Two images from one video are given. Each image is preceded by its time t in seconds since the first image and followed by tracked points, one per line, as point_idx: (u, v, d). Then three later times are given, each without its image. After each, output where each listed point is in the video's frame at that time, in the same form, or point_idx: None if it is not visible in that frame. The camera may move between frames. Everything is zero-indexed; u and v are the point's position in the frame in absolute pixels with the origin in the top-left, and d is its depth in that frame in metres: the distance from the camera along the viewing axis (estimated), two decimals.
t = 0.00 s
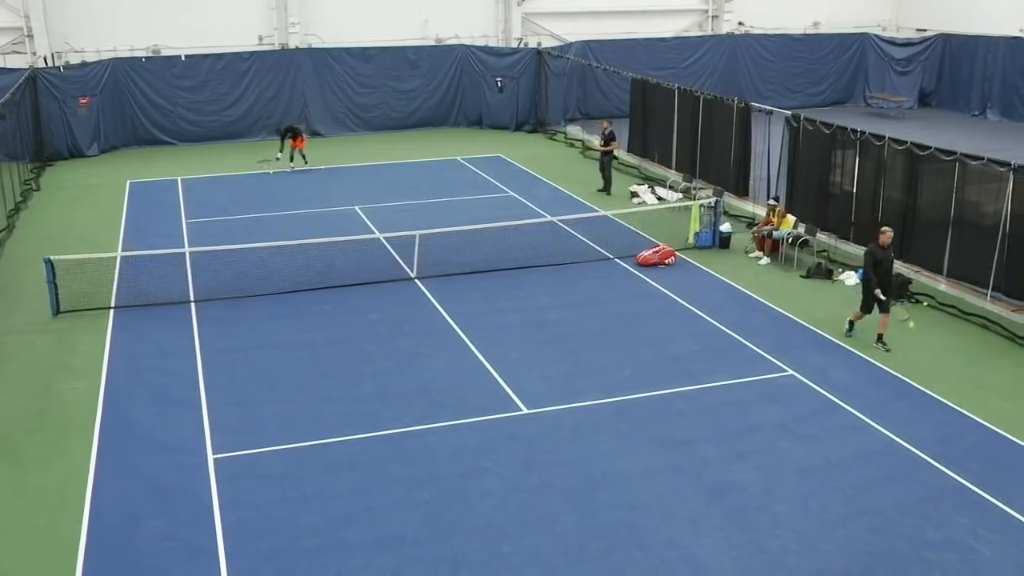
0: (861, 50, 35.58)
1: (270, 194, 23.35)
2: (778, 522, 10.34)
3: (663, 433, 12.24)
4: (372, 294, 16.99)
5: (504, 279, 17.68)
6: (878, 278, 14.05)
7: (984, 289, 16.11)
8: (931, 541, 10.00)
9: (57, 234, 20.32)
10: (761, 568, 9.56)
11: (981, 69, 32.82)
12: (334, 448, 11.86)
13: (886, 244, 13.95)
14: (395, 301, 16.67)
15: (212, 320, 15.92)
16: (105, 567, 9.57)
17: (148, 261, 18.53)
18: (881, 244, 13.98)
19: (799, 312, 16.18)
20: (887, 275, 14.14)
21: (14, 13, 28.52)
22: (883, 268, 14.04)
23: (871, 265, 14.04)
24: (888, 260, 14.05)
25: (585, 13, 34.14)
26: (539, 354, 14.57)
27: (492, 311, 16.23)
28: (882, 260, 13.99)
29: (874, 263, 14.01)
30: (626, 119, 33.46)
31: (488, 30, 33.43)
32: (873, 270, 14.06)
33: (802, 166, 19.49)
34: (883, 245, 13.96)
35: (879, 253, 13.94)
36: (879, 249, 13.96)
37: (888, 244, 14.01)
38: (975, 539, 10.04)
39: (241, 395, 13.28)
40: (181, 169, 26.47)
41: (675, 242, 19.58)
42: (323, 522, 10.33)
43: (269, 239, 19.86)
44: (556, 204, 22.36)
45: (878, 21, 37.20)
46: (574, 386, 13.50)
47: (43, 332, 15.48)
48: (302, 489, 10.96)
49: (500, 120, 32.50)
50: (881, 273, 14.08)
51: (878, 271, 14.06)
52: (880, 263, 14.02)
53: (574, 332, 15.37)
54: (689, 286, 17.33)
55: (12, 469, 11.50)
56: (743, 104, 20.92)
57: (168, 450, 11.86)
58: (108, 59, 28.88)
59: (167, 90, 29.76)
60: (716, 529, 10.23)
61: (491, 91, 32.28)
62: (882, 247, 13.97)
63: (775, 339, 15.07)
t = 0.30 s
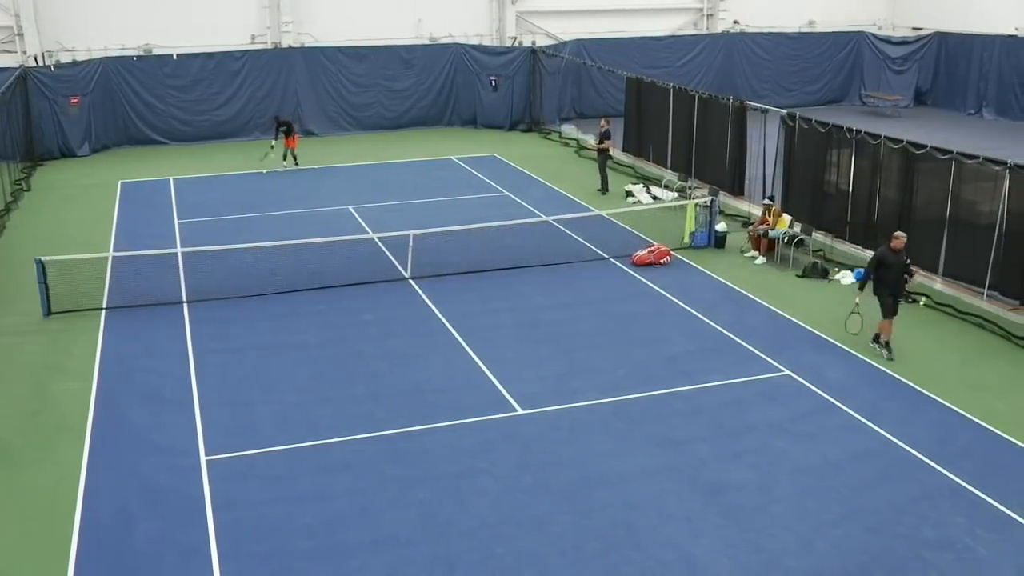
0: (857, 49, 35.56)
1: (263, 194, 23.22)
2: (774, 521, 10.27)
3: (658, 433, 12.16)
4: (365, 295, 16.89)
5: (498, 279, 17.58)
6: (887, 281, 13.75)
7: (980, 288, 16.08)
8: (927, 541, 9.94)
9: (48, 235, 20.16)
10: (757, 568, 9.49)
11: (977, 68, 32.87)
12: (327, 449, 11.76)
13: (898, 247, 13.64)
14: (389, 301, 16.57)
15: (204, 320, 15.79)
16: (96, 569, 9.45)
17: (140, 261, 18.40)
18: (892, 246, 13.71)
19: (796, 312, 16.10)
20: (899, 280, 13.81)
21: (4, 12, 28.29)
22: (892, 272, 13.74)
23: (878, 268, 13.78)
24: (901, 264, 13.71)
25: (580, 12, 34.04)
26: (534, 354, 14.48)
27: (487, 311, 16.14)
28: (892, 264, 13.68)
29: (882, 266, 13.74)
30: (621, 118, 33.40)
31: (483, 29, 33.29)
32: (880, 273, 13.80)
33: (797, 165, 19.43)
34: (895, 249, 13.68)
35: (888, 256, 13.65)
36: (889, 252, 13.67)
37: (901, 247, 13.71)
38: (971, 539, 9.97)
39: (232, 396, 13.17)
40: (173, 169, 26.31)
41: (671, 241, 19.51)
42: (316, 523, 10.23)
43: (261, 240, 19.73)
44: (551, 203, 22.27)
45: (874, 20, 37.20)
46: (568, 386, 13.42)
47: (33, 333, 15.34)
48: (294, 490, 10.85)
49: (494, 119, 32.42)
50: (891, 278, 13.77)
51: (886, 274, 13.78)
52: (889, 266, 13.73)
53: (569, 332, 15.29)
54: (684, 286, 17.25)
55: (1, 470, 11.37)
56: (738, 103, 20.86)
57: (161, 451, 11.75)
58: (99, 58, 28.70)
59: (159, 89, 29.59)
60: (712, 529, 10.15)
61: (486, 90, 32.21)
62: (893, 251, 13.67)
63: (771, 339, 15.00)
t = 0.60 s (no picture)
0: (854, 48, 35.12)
1: (255, 194, 23.02)
2: (772, 522, 10.11)
3: (654, 433, 12.00)
4: (358, 295, 16.70)
5: (493, 279, 17.40)
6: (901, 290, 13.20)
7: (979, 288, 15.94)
8: (927, 541, 9.79)
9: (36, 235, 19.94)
10: (756, 570, 9.33)
11: (976, 66, 32.82)
12: (319, 450, 11.58)
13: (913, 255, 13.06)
14: (383, 301, 16.39)
15: (195, 321, 15.60)
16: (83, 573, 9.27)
17: (130, 262, 18.19)
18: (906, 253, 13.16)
19: (795, 313, 15.91)
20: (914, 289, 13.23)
21: None
22: (907, 280, 13.17)
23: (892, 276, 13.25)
24: (915, 272, 13.13)
25: (576, 10, 33.87)
26: (529, 354, 14.31)
27: (482, 311, 15.97)
28: (906, 272, 13.13)
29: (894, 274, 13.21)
30: (617, 116, 33.28)
31: (477, 26, 33.12)
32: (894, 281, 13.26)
33: (794, 163, 19.28)
34: (908, 257, 13.12)
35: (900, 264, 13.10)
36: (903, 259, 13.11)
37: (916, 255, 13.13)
38: (970, 539, 9.83)
39: (223, 397, 12.99)
40: (165, 168, 26.10)
41: (667, 241, 19.35)
42: (307, 524, 10.06)
43: (252, 240, 19.54)
44: (546, 203, 22.10)
45: (872, 17, 37.08)
46: (563, 386, 13.25)
47: (22, 334, 15.14)
48: (285, 492, 10.68)
49: (489, 117, 32.26)
50: (906, 286, 13.20)
51: (899, 283, 13.23)
52: (902, 274, 13.18)
53: (564, 332, 15.12)
54: (681, 285, 17.09)
55: None
56: (735, 101, 20.71)
57: (152, 452, 11.58)
58: (88, 56, 28.48)
59: (149, 88, 29.38)
60: (710, 530, 9.99)
61: (480, 88, 32.05)
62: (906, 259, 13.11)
63: (769, 339, 14.84)
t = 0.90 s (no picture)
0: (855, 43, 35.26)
1: (246, 193, 22.77)
2: (771, 524, 9.93)
3: (651, 434, 11.80)
4: (350, 295, 16.48)
5: (488, 279, 17.19)
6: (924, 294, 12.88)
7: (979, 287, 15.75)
8: (926, 543, 9.61)
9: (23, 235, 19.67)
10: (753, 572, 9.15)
11: (976, 63, 32.62)
12: (309, 452, 11.37)
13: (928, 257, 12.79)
14: (376, 301, 16.17)
15: (185, 321, 15.37)
16: None
17: (119, 262, 17.95)
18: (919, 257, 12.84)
19: (794, 312, 15.71)
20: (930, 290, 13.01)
21: None
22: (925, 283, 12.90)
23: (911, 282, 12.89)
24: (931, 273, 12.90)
25: (572, 7, 33.67)
26: (524, 354, 14.11)
27: (477, 311, 15.76)
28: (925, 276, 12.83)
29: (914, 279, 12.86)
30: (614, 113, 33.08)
31: (472, 23, 32.85)
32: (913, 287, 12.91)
33: (792, 161, 19.08)
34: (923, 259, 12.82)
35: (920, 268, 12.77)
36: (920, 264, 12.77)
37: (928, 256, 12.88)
38: (971, 541, 9.65)
39: (213, 398, 12.78)
40: (155, 167, 25.84)
41: (664, 240, 19.15)
42: (296, 527, 9.86)
43: (243, 240, 19.29)
44: (542, 201, 21.89)
45: (870, 14, 36.90)
46: (559, 387, 13.05)
47: (9, 335, 14.90)
48: (275, 494, 10.47)
49: (483, 115, 32.04)
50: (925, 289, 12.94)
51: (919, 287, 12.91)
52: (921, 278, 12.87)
53: (560, 332, 14.92)
54: (678, 285, 16.90)
55: None
56: (733, 98, 20.51)
57: (141, 454, 11.37)
58: (76, 53, 28.21)
59: (139, 85, 29.11)
60: (708, 532, 9.80)
61: (474, 86, 31.82)
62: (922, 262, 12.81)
63: (767, 339, 14.65)
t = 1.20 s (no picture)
0: (852, 39, 35.27)
1: (236, 192, 22.50)
2: (768, 527, 9.73)
3: (647, 436, 11.60)
4: (342, 296, 16.23)
5: (481, 279, 16.97)
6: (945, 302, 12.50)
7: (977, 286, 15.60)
8: (925, 546, 9.44)
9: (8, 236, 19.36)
10: None
11: (975, 59, 32.49)
12: (297, 455, 11.14)
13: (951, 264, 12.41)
14: (368, 302, 15.94)
15: (174, 323, 15.11)
16: None
17: (106, 263, 17.68)
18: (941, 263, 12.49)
19: (791, 313, 15.51)
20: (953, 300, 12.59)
21: None
22: (947, 292, 12.51)
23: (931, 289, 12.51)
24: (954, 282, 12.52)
25: (568, 3, 33.47)
26: (517, 356, 13.89)
27: (470, 311, 15.55)
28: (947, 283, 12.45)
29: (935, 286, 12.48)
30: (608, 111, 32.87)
31: (464, 19, 32.62)
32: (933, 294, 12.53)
33: (789, 160, 18.89)
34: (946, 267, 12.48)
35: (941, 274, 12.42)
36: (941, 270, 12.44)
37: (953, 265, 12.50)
38: (971, 543, 9.48)
39: (201, 401, 12.53)
40: (144, 166, 25.54)
41: (660, 240, 18.95)
42: (283, 532, 9.63)
43: (232, 240, 19.03)
44: (536, 200, 21.67)
45: (867, 10, 36.77)
46: (554, 388, 12.84)
47: None
48: (263, 498, 10.24)
49: (476, 113, 31.81)
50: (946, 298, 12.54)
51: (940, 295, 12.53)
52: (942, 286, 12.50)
53: (555, 332, 14.72)
54: (674, 285, 16.71)
55: None
56: (729, 96, 20.33)
57: (126, 458, 11.12)
58: (62, 50, 27.87)
59: (127, 82, 28.83)
60: (704, 535, 9.61)
61: (468, 83, 31.61)
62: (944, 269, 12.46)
63: (764, 339, 14.46)
